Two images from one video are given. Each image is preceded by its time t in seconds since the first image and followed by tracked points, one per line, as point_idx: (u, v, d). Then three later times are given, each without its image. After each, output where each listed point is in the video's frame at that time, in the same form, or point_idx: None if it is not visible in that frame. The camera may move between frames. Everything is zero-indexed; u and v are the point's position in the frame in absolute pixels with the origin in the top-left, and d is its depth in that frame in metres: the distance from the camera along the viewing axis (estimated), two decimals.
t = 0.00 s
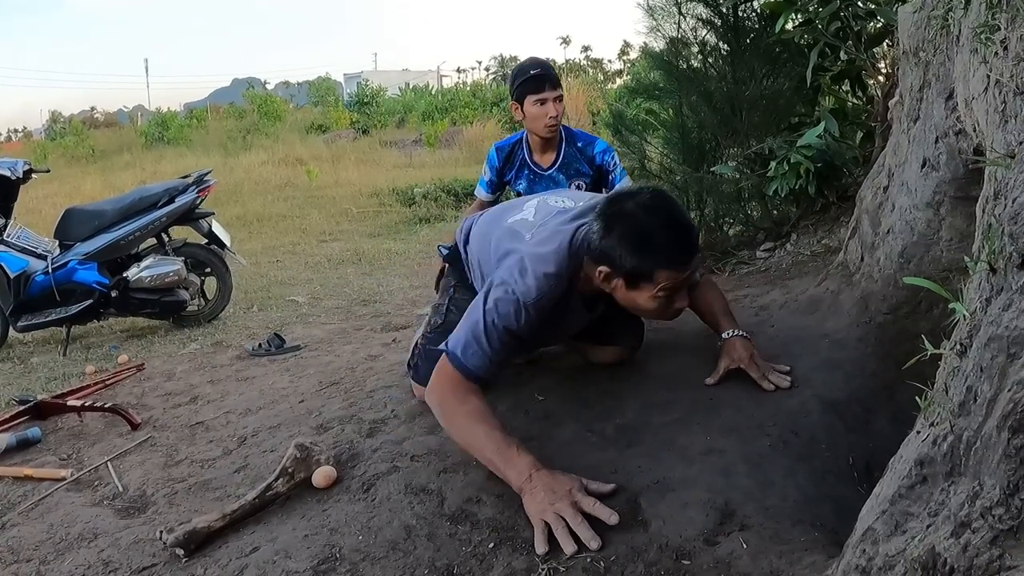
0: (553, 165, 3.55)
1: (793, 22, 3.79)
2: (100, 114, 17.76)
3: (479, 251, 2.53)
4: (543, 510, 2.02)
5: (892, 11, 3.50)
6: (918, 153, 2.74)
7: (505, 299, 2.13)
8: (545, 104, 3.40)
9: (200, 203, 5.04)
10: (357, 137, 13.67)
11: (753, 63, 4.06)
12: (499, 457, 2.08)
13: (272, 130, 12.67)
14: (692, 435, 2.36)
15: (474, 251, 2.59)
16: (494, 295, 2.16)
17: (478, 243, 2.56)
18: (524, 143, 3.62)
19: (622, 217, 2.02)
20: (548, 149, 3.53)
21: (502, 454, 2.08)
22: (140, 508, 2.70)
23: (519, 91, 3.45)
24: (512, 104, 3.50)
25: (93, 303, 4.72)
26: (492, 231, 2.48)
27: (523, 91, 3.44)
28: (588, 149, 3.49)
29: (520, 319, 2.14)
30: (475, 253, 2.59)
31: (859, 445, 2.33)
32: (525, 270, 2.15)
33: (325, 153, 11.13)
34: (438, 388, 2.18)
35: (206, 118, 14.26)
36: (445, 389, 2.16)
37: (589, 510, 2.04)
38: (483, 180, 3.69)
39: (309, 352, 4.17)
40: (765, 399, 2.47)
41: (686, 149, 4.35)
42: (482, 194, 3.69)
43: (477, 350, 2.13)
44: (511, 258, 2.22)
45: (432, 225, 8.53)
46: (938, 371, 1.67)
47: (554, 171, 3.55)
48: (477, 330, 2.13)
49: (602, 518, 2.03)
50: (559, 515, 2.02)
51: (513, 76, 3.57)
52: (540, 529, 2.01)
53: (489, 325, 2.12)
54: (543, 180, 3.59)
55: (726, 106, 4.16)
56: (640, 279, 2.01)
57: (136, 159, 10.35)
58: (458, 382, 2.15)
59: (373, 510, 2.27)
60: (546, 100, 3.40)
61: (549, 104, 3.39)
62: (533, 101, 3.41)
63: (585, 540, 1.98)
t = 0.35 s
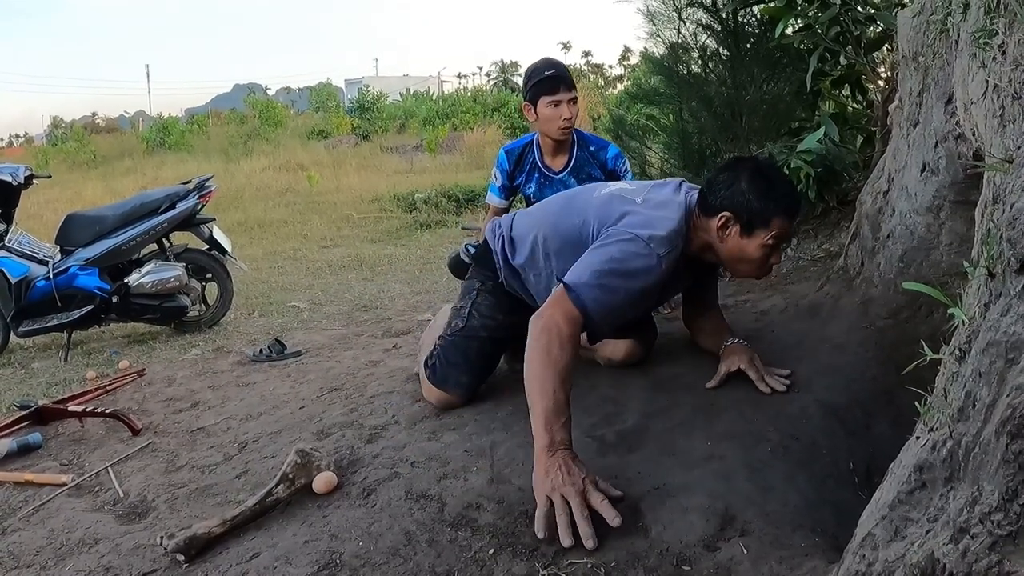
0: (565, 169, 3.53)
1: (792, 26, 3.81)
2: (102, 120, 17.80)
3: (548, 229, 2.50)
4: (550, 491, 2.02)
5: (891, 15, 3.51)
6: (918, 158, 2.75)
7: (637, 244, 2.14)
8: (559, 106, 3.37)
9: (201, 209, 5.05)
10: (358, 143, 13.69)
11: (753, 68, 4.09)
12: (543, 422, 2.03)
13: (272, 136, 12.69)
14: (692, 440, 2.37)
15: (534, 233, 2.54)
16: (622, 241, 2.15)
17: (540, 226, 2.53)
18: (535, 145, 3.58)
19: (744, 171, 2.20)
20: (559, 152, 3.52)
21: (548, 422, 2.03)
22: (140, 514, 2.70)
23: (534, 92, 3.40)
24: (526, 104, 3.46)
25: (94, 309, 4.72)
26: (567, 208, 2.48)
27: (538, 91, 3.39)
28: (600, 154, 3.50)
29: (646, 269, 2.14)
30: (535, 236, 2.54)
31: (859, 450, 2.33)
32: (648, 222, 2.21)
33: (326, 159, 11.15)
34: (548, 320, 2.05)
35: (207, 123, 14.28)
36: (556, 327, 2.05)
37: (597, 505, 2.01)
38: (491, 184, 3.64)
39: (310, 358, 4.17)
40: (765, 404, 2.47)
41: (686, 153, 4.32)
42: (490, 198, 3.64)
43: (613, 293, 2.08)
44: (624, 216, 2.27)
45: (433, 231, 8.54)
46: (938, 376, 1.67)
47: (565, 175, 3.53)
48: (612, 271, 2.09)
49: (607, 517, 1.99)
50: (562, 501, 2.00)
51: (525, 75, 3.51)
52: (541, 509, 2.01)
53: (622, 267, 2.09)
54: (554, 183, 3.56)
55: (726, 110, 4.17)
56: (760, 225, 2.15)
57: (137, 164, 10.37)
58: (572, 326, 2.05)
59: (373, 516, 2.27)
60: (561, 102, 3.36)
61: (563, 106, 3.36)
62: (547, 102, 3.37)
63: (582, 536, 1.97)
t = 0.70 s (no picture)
0: (569, 168, 3.53)
1: (796, 28, 3.80)
2: (106, 122, 17.85)
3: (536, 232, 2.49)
4: (697, 496, 1.98)
5: (894, 17, 3.51)
6: (921, 159, 2.75)
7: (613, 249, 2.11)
8: (566, 104, 3.37)
9: (205, 211, 5.06)
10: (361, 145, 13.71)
11: (756, 70, 4.09)
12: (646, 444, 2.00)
13: (276, 138, 12.71)
14: (696, 443, 2.37)
15: (524, 236, 2.54)
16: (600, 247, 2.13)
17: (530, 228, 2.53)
18: (539, 144, 3.58)
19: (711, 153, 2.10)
20: (564, 152, 3.51)
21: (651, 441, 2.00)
22: (144, 516, 2.70)
23: (540, 90, 3.39)
24: (532, 101, 3.46)
25: (98, 311, 4.73)
26: (553, 207, 2.46)
27: (544, 89, 3.38)
28: (605, 153, 3.49)
29: (628, 272, 2.11)
30: (526, 238, 2.53)
31: (863, 452, 2.33)
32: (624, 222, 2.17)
33: (330, 161, 11.16)
34: (582, 356, 2.05)
35: (211, 126, 14.31)
36: (592, 360, 2.04)
37: (748, 489, 2.00)
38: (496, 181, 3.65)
39: (314, 360, 4.18)
40: (769, 406, 2.47)
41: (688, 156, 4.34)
42: (495, 195, 3.65)
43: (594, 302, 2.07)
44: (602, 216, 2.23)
45: (436, 233, 8.54)
46: (941, 378, 1.67)
47: (569, 174, 3.53)
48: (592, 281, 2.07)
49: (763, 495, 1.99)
50: (715, 498, 1.98)
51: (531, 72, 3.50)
52: (699, 514, 1.95)
53: (610, 276, 2.08)
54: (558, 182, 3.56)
55: (729, 113, 4.18)
56: (723, 210, 2.04)
57: (141, 166, 10.39)
58: (604, 354, 2.04)
59: (377, 518, 2.27)
60: (568, 100, 3.36)
61: (569, 105, 3.36)
62: (553, 100, 3.37)
63: (751, 510, 1.94)
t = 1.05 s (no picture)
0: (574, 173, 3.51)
1: (797, 32, 3.81)
2: (107, 125, 17.86)
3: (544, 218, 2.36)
4: (680, 507, 1.98)
5: (895, 20, 3.47)
6: (922, 162, 2.74)
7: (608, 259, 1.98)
8: (571, 108, 3.37)
9: (205, 214, 5.06)
10: (362, 147, 13.71)
11: (756, 73, 4.10)
12: (628, 460, 2.00)
13: (276, 141, 12.72)
14: (696, 446, 2.37)
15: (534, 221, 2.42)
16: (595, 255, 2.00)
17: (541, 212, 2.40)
18: (544, 147, 3.55)
19: (738, 161, 1.90)
20: (569, 156, 3.49)
21: (632, 457, 2.00)
22: (143, 518, 2.70)
23: (546, 93, 3.40)
24: (536, 105, 3.46)
25: (98, 313, 4.74)
26: (563, 194, 2.32)
27: (550, 92, 3.39)
28: (612, 157, 3.51)
29: (622, 286, 1.99)
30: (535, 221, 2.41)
31: (863, 455, 2.33)
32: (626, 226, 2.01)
33: (330, 163, 11.17)
34: (552, 373, 2.04)
35: (212, 128, 14.33)
36: (563, 378, 2.03)
37: (732, 498, 1.98)
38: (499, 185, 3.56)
39: (314, 363, 4.18)
40: (769, 409, 2.47)
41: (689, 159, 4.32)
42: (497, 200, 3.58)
43: (583, 317, 1.98)
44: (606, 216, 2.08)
45: (436, 236, 8.55)
46: (941, 381, 1.67)
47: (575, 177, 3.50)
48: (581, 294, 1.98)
49: (748, 504, 1.98)
50: (698, 508, 1.97)
51: (536, 75, 3.51)
52: (681, 526, 1.95)
53: (601, 292, 1.98)
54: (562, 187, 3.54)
55: (729, 116, 4.17)
56: (749, 230, 1.85)
57: (142, 168, 10.39)
58: (575, 372, 2.02)
59: (377, 521, 2.27)
60: (572, 104, 3.36)
61: (574, 108, 3.36)
62: (558, 104, 3.37)
63: (730, 523, 1.93)
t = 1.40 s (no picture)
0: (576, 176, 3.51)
1: (797, 34, 3.84)
2: (107, 126, 17.87)
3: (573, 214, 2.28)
4: (679, 508, 1.99)
5: (894, 22, 3.45)
6: (922, 165, 2.75)
7: (630, 274, 1.89)
8: (573, 110, 3.37)
9: (205, 215, 5.06)
10: (362, 149, 13.71)
11: (756, 75, 4.10)
12: (628, 465, 2.00)
13: (277, 141, 12.74)
14: (696, 448, 2.37)
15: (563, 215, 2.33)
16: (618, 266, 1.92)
17: (572, 206, 2.31)
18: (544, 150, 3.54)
19: (792, 185, 1.77)
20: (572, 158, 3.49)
21: (632, 463, 2.00)
22: (144, 519, 2.70)
23: (546, 95, 3.41)
24: (537, 107, 3.47)
25: (99, 314, 4.74)
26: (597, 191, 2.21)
27: (551, 95, 3.39)
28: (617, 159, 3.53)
29: (643, 302, 1.91)
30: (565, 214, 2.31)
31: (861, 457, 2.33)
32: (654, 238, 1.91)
33: (330, 165, 11.17)
34: (553, 377, 1.99)
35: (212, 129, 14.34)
36: (564, 382, 1.98)
37: (728, 500, 2.00)
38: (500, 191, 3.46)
39: (314, 364, 4.18)
40: (769, 412, 2.48)
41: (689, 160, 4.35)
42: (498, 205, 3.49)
43: (594, 329, 1.91)
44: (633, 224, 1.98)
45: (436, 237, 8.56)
46: (940, 384, 1.67)
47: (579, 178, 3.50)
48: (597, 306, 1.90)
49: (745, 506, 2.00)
50: (696, 509, 1.99)
51: (536, 78, 3.51)
52: (680, 528, 1.97)
53: (620, 306, 1.89)
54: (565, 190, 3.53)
55: (729, 118, 4.20)
56: (800, 262, 1.75)
57: (142, 169, 10.39)
58: (577, 378, 1.98)
59: (377, 523, 2.28)
60: (574, 106, 3.36)
61: (576, 111, 3.36)
62: (561, 106, 3.37)
63: (729, 528, 1.95)
